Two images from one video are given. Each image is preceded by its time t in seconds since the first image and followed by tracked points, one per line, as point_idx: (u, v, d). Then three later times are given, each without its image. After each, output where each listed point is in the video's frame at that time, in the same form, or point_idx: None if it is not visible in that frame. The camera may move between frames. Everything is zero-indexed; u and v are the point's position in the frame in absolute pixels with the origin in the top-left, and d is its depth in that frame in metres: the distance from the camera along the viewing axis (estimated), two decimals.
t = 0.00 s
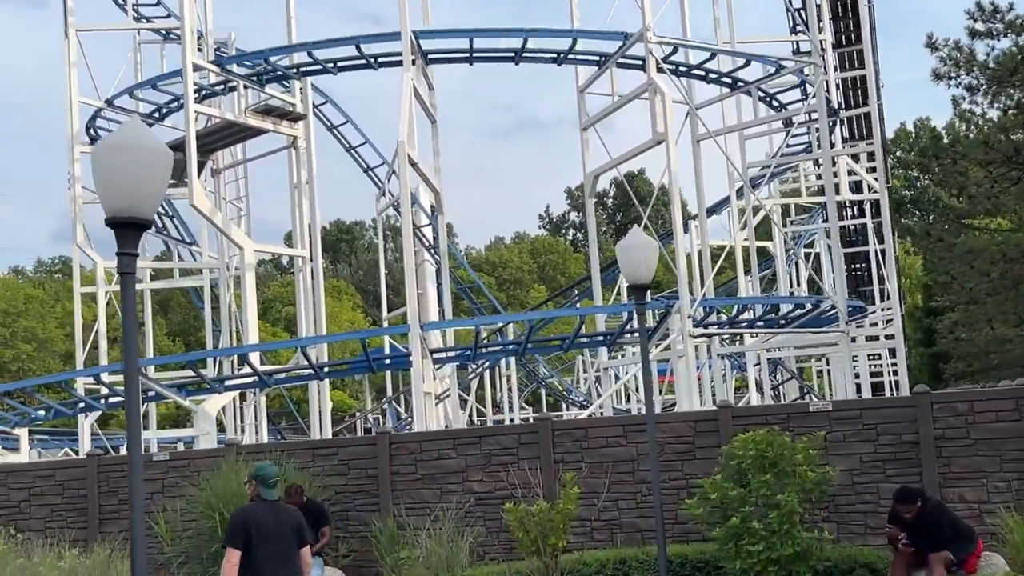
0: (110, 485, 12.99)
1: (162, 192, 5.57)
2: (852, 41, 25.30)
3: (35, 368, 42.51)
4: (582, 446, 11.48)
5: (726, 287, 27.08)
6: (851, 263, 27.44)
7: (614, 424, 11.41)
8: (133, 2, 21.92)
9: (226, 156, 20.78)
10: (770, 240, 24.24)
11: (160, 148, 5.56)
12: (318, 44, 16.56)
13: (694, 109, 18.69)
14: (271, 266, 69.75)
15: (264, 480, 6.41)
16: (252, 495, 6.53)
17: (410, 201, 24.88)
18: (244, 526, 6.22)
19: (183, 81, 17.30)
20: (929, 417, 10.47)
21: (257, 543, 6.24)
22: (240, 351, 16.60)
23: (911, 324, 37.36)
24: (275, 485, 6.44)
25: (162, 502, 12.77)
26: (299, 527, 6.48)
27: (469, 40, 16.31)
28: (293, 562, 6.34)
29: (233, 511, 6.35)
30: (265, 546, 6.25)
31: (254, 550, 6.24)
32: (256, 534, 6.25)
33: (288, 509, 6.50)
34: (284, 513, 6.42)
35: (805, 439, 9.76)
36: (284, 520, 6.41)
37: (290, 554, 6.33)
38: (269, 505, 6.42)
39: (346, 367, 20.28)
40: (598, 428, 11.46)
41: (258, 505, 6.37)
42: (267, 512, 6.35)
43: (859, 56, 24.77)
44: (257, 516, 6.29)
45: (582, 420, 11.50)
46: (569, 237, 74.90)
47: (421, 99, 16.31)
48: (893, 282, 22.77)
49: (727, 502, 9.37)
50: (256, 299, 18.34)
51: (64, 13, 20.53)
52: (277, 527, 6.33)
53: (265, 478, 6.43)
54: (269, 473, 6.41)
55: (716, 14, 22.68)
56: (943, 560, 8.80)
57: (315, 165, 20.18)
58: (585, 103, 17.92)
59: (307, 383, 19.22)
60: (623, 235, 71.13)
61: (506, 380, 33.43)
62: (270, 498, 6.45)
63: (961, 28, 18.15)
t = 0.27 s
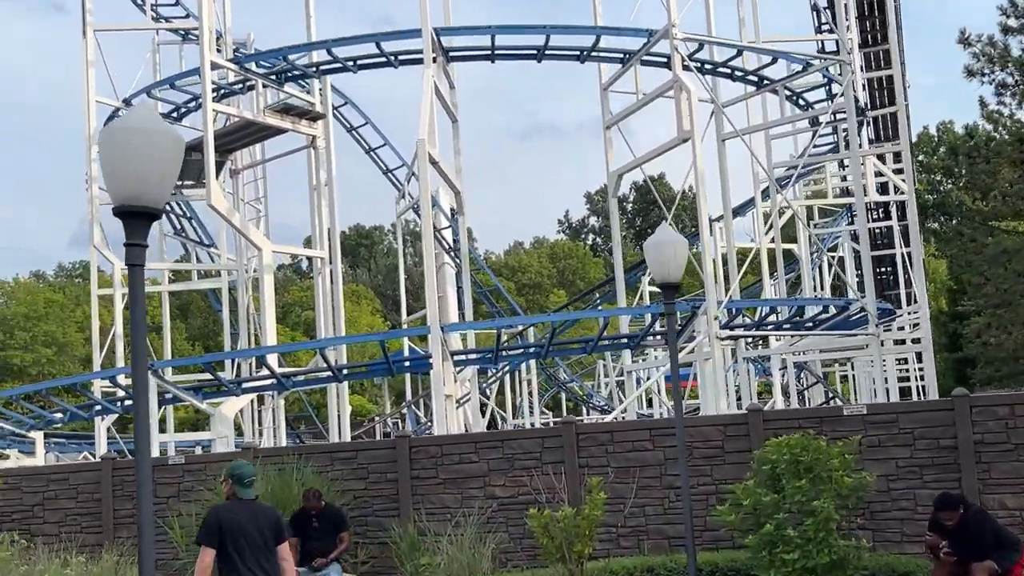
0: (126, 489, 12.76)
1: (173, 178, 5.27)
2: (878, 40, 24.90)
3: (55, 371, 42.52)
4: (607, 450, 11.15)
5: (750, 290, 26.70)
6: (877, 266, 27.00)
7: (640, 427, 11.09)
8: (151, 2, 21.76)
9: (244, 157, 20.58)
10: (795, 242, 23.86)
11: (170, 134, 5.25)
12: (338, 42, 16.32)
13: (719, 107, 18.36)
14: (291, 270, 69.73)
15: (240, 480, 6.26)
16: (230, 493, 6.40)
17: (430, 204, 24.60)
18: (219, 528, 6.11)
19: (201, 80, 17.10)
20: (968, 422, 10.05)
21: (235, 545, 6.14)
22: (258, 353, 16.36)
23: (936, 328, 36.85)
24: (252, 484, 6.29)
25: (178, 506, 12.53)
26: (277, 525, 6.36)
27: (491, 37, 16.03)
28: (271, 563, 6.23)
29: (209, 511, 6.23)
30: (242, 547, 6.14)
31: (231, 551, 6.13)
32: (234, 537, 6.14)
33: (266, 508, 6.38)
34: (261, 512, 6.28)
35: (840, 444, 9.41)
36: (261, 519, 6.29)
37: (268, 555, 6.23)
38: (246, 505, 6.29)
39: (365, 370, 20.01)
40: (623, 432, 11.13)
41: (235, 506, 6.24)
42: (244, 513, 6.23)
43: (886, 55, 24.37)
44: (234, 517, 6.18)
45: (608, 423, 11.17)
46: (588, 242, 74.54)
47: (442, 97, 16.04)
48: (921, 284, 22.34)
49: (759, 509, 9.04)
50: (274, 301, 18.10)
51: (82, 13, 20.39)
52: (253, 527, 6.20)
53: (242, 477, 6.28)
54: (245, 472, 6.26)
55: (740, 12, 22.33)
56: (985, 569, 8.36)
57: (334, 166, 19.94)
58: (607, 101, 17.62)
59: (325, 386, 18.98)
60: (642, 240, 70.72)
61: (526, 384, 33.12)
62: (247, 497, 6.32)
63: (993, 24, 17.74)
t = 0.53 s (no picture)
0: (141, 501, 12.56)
1: (185, 183, 5.08)
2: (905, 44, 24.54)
3: (76, 380, 42.51)
4: (632, 463, 10.86)
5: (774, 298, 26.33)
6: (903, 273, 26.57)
7: (666, 439, 10.79)
8: (170, 8, 21.63)
9: (263, 164, 20.42)
10: (821, 249, 23.48)
11: (180, 135, 5.04)
12: (357, 47, 16.11)
13: (744, 112, 18.06)
14: (311, 278, 69.75)
15: (220, 502, 6.45)
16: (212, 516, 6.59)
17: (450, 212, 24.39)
18: (198, 547, 6.29)
19: (219, 86, 16.93)
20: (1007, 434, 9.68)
21: (213, 565, 6.30)
22: (276, 361, 16.14)
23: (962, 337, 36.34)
24: (231, 506, 6.48)
25: (195, 518, 12.31)
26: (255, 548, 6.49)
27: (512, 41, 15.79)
28: None
29: (190, 532, 6.42)
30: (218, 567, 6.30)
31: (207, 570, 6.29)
32: (212, 557, 6.30)
33: (246, 531, 6.53)
34: (239, 534, 6.44)
35: (875, 457, 9.09)
36: (239, 541, 6.44)
37: None
38: (227, 527, 6.45)
39: (385, 379, 19.76)
40: (649, 443, 10.84)
41: (215, 527, 6.41)
42: (224, 535, 6.39)
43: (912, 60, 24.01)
44: (213, 538, 6.35)
45: (633, 435, 10.88)
46: (608, 250, 74.17)
47: (462, 102, 15.81)
48: (950, 292, 21.91)
49: (792, 525, 8.72)
50: (292, 308, 17.88)
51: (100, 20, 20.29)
52: (230, 547, 6.36)
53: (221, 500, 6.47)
54: (224, 494, 6.44)
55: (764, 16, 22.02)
56: None
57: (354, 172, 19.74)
58: (630, 106, 17.35)
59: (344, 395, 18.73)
60: (662, 248, 70.31)
61: (546, 394, 32.82)
62: (227, 520, 6.50)
63: None
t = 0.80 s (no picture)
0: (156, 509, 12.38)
1: (193, 173, 4.82)
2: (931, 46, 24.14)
3: (96, 387, 42.44)
4: (658, 471, 10.56)
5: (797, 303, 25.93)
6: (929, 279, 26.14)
7: (693, 446, 10.48)
8: (188, 12, 21.49)
9: (281, 168, 20.23)
10: (847, 254, 23.08)
11: (186, 123, 4.76)
12: (375, 47, 15.88)
13: (768, 113, 17.73)
14: (330, 286, 69.66)
15: (189, 511, 6.48)
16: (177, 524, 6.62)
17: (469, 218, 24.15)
18: (168, 556, 6.34)
19: (236, 89, 16.74)
20: None
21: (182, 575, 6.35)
22: (293, 367, 15.90)
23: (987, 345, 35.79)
24: (199, 515, 6.52)
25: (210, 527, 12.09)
26: (224, 555, 6.55)
27: (533, 41, 15.53)
28: None
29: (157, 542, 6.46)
30: None
31: None
32: (181, 566, 6.35)
33: (213, 538, 6.57)
34: (209, 544, 6.49)
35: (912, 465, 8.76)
36: (209, 549, 6.48)
37: None
38: (195, 534, 6.50)
39: (404, 386, 19.50)
40: (675, 451, 10.53)
41: (184, 536, 6.46)
42: (193, 542, 6.45)
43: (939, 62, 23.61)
44: (183, 547, 6.40)
45: (658, 442, 10.58)
46: (627, 257, 73.82)
47: (482, 104, 15.56)
48: (979, 297, 21.48)
49: (825, 535, 8.40)
50: (309, 313, 17.66)
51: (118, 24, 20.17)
52: (202, 556, 6.41)
53: (190, 508, 6.50)
54: (193, 503, 6.48)
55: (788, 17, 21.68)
56: None
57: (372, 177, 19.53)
58: (653, 107, 17.04)
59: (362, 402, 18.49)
60: (682, 255, 69.87)
61: (566, 402, 32.48)
62: (195, 528, 6.54)
63: None
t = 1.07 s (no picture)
0: (171, 519, 12.18)
1: (197, 167, 4.62)
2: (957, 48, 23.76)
3: (117, 396, 42.40)
4: (683, 480, 10.28)
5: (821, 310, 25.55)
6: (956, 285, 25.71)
7: (719, 455, 10.20)
8: (206, 18, 21.38)
9: (298, 174, 20.07)
10: (872, 259, 22.71)
11: (190, 114, 4.56)
12: (393, 51, 15.67)
13: (793, 116, 17.42)
14: (349, 294, 69.53)
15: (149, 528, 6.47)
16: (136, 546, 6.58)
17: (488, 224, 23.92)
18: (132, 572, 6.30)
19: (252, 93, 16.57)
20: None
21: None
22: (310, 374, 15.70)
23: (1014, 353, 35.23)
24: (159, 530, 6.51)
25: (225, 537, 11.88)
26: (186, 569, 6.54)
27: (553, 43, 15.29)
28: None
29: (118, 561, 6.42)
30: None
31: None
32: None
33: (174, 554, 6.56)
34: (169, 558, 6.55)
35: (949, 474, 8.45)
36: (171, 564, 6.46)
37: None
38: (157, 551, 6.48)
39: (423, 393, 19.26)
40: (700, 459, 10.24)
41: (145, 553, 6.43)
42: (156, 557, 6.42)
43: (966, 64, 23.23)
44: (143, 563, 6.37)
45: (682, 450, 10.30)
46: (647, 265, 73.40)
47: (501, 107, 15.33)
48: (1008, 303, 21.07)
49: (859, 547, 8.11)
50: (327, 320, 17.46)
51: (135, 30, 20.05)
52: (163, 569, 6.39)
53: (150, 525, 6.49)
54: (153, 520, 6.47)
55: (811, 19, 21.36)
56: None
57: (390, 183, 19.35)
58: (675, 110, 16.77)
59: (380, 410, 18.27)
60: (702, 263, 69.40)
61: (586, 410, 32.16)
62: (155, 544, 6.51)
63: None
